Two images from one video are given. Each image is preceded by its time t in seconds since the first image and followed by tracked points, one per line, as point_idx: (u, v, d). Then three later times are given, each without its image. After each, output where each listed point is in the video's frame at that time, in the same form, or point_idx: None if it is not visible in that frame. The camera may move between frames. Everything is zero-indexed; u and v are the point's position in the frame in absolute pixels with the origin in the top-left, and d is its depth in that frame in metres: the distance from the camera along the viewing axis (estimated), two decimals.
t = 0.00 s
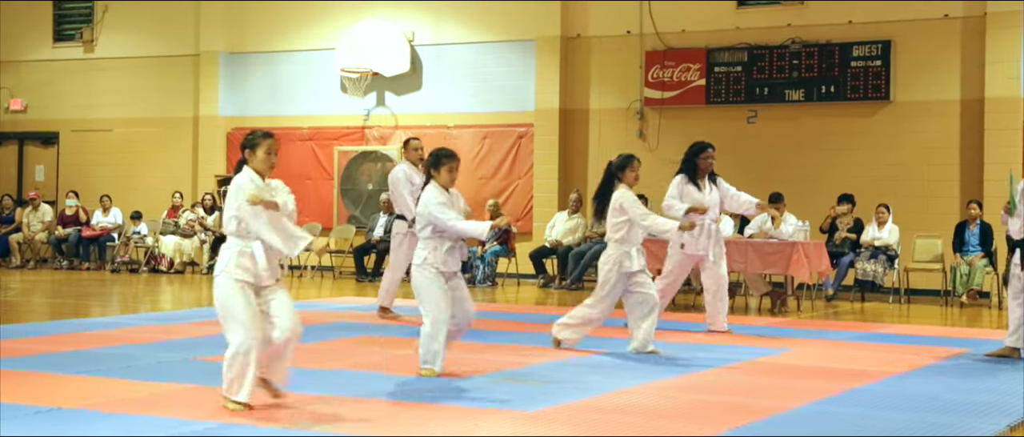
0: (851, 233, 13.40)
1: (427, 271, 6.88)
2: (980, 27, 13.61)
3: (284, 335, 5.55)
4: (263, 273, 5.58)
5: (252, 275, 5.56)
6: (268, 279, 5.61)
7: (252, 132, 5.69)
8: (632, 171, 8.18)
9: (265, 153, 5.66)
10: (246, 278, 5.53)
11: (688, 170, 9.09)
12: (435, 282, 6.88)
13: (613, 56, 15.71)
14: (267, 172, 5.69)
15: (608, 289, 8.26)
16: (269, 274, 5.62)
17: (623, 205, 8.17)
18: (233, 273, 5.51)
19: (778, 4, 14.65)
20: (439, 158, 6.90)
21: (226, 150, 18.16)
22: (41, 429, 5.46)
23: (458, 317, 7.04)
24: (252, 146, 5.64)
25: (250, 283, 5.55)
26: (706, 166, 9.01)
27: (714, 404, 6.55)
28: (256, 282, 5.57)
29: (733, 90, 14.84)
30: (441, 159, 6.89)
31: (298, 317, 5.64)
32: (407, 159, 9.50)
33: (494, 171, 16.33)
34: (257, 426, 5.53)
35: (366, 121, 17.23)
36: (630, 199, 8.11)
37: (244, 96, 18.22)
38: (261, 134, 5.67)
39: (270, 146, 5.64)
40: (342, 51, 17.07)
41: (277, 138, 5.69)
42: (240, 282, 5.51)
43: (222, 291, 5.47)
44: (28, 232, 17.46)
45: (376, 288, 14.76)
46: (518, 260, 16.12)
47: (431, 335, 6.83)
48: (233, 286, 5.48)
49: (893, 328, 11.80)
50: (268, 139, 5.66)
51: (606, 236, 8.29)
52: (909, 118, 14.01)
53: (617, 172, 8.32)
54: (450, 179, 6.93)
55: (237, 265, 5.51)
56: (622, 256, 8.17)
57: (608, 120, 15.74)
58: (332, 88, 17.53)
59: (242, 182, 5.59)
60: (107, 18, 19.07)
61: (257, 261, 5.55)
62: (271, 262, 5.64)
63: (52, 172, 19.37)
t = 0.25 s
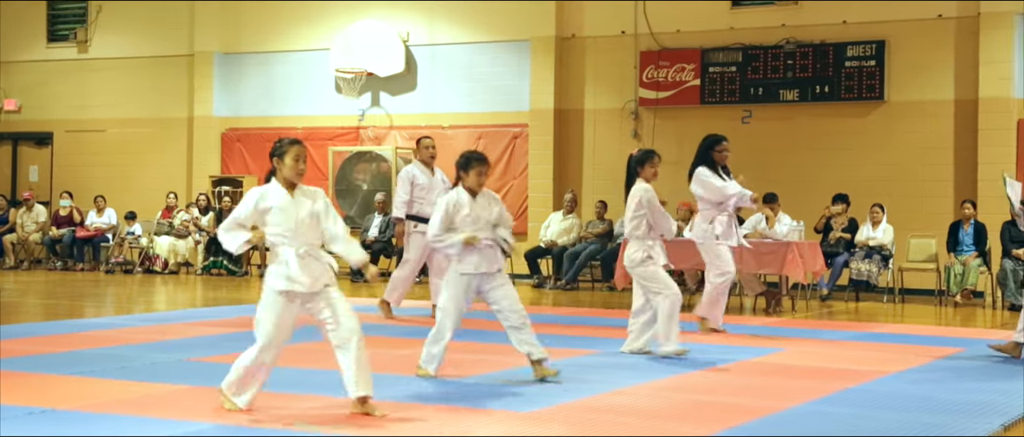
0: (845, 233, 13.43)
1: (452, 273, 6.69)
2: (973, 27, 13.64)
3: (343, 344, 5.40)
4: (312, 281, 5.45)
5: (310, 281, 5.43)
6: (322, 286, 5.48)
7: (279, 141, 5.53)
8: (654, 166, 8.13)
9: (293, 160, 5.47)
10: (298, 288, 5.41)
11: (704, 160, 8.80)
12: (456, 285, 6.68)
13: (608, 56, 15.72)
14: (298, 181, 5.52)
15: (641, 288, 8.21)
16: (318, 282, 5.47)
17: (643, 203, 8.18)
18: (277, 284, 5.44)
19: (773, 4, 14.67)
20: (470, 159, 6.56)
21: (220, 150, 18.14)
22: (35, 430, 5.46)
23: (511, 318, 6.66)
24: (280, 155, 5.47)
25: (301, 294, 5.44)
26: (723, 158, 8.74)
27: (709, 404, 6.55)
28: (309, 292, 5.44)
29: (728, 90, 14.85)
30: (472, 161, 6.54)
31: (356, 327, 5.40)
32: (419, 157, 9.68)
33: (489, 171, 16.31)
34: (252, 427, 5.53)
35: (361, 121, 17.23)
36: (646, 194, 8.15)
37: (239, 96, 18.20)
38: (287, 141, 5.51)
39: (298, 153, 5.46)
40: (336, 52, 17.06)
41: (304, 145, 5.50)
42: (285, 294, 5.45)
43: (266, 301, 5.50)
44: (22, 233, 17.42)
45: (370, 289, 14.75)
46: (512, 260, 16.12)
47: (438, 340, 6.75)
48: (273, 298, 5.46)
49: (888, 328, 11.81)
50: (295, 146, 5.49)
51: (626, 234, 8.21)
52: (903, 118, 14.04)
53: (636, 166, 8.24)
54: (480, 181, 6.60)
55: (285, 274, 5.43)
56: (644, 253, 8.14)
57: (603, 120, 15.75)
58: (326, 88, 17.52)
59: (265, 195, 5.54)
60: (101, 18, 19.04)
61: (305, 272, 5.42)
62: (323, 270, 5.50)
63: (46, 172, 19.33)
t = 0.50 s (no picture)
0: (839, 235, 13.47)
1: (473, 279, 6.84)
2: (967, 30, 13.67)
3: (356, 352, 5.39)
4: (324, 297, 5.50)
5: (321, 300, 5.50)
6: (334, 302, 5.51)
7: (301, 153, 5.65)
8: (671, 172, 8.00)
9: (316, 172, 5.61)
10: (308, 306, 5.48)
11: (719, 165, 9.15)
12: (475, 291, 6.82)
13: (602, 57, 15.73)
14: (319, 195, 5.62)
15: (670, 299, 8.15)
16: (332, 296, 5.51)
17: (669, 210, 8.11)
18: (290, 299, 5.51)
19: (767, 7, 14.69)
20: (495, 163, 6.80)
21: (213, 150, 18.11)
22: (28, 430, 5.45)
23: (528, 326, 6.75)
24: (302, 167, 5.59)
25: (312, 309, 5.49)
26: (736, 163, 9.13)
27: (703, 405, 6.55)
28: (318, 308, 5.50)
29: (722, 92, 14.86)
30: (496, 164, 6.79)
31: (371, 334, 5.40)
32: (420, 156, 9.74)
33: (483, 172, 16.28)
34: (244, 427, 5.51)
35: (355, 122, 17.23)
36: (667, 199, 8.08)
37: (232, 97, 18.18)
38: (310, 154, 5.64)
39: (321, 165, 5.60)
40: (330, 52, 17.05)
41: (327, 157, 5.65)
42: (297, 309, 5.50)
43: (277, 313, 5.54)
44: (14, 233, 17.38)
45: (364, 289, 14.72)
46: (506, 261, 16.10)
47: (455, 346, 6.94)
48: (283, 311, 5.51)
49: (881, 330, 11.82)
50: (318, 159, 5.63)
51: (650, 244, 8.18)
52: (897, 120, 14.05)
53: (657, 173, 8.13)
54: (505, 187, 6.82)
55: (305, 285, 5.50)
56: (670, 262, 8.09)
57: (597, 122, 15.76)
58: (320, 89, 17.51)
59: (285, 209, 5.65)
60: (94, 18, 19.01)
61: (317, 289, 5.49)
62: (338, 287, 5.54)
63: (39, 172, 19.29)
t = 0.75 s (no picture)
0: (827, 236, 13.51)
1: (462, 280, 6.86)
2: (956, 32, 13.72)
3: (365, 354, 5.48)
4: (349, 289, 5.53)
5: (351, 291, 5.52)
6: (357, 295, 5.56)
7: (326, 141, 5.64)
8: (674, 174, 8.02)
9: (341, 162, 5.61)
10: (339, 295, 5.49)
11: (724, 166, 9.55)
12: (465, 291, 6.84)
13: (593, 58, 15.74)
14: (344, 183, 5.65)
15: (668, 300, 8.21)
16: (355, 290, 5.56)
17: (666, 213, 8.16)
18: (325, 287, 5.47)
19: (756, 8, 14.72)
20: (493, 165, 6.85)
21: (201, 149, 18.06)
22: (14, 431, 5.43)
23: (517, 325, 6.74)
24: (328, 156, 5.59)
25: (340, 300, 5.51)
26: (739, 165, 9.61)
27: (692, 406, 6.57)
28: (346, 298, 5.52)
29: (711, 93, 14.88)
30: (495, 166, 6.84)
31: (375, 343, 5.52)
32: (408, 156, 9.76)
33: (473, 172, 16.26)
34: (236, 428, 5.50)
35: (345, 122, 17.20)
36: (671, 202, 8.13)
37: (221, 97, 18.13)
38: (335, 142, 5.62)
39: (348, 155, 5.59)
40: (320, 52, 17.01)
41: (352, 146, 5.64)
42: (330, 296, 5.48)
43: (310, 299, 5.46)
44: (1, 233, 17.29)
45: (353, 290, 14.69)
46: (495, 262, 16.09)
47: (445, 345, 6.95)
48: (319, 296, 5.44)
49: (869, 331, 11.86)
50: (345, 147, 5.61)
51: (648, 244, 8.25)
52: (886, 121, 14.10)
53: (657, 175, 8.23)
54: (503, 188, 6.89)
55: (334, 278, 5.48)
56: (668, 263, 8.15)
57: (587, 123, 15.77)
58: (309, 89, 17.48)
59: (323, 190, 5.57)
60: (83, 17, 18.93)
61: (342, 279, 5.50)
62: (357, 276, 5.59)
63: (26, 172, 19.21)
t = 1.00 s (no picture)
0: (809, 230, 13.56)
1: (443, 276, 6.86)
2: (937, 27, 13.78)
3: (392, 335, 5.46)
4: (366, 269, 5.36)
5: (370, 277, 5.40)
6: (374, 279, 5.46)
7: (327, 133, 5.51)
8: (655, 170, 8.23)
9: (343, 153, 5.48)
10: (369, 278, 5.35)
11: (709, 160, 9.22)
12: (447, 285, 6.85)
13: (576, 52, 15.74)
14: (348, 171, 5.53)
15: (652, 293, 8.28)
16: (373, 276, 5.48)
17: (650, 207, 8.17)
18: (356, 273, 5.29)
19: (739, 2, 14.75)
20: (474, 158, 6.69)
21: (183, 143, 18.00)
22: None
23: (497, 318, 6.81)
24: (330, 149, 5.48)
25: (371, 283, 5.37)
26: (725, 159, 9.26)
27: (672, 398, 6.59)
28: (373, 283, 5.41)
29: (694, 87, 14.91)
30: (477, 159, 6.68)
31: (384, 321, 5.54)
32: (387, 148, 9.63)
33: (456, 166, 16.25)
34: (217, 423, 5.49)
35: (327, 115, 17.16)
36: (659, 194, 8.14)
37: (203, 90, 18.07)
38: (337, 133, 5.51)
39: (349, 147, 5.48)
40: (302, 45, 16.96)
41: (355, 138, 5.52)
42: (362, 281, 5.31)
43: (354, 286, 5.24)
44: None
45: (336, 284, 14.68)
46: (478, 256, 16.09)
47: (426, 340, 6.97)
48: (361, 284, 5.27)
49: (850, 324, 11.91)
50: (346, 139, 5.49)
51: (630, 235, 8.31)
52: (868, 116, 14.15)
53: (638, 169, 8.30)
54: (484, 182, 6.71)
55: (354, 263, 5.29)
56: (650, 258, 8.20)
57: (570, 116, 15.78)
58: (292, 82, 17.44)
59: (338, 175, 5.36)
60: (63, 11, 18.84)
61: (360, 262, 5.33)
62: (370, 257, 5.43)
63: (6, 166, 19.10)
